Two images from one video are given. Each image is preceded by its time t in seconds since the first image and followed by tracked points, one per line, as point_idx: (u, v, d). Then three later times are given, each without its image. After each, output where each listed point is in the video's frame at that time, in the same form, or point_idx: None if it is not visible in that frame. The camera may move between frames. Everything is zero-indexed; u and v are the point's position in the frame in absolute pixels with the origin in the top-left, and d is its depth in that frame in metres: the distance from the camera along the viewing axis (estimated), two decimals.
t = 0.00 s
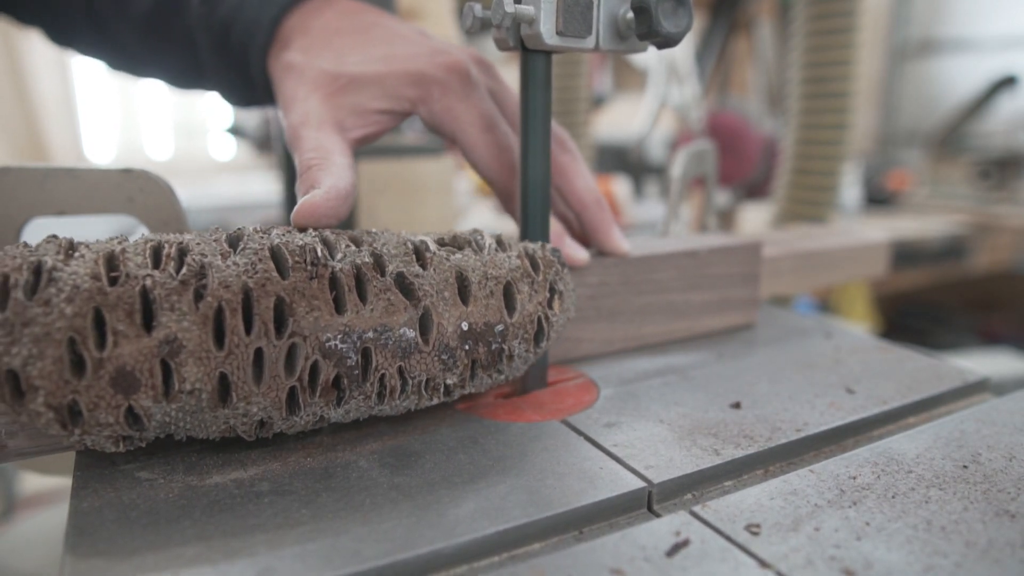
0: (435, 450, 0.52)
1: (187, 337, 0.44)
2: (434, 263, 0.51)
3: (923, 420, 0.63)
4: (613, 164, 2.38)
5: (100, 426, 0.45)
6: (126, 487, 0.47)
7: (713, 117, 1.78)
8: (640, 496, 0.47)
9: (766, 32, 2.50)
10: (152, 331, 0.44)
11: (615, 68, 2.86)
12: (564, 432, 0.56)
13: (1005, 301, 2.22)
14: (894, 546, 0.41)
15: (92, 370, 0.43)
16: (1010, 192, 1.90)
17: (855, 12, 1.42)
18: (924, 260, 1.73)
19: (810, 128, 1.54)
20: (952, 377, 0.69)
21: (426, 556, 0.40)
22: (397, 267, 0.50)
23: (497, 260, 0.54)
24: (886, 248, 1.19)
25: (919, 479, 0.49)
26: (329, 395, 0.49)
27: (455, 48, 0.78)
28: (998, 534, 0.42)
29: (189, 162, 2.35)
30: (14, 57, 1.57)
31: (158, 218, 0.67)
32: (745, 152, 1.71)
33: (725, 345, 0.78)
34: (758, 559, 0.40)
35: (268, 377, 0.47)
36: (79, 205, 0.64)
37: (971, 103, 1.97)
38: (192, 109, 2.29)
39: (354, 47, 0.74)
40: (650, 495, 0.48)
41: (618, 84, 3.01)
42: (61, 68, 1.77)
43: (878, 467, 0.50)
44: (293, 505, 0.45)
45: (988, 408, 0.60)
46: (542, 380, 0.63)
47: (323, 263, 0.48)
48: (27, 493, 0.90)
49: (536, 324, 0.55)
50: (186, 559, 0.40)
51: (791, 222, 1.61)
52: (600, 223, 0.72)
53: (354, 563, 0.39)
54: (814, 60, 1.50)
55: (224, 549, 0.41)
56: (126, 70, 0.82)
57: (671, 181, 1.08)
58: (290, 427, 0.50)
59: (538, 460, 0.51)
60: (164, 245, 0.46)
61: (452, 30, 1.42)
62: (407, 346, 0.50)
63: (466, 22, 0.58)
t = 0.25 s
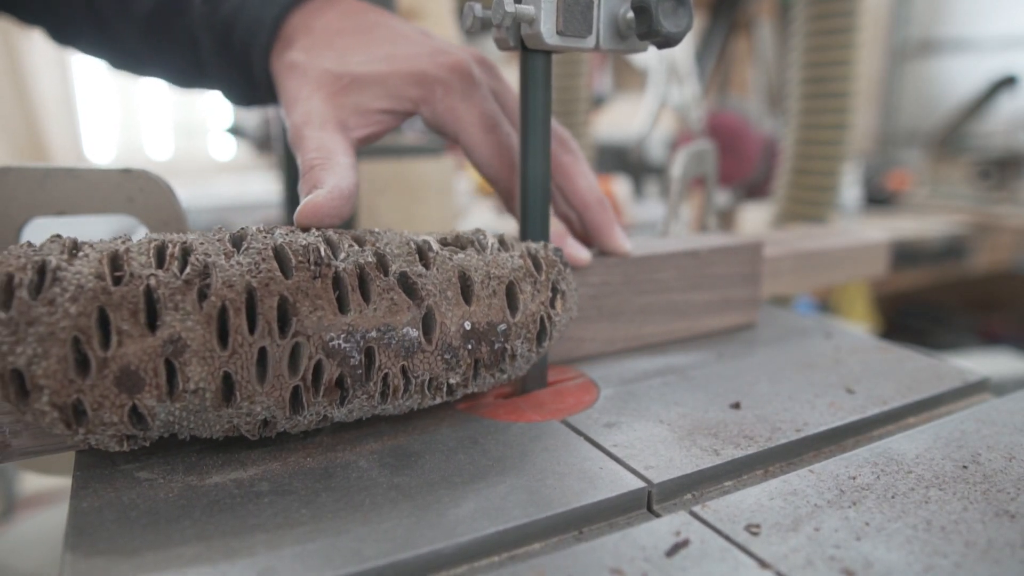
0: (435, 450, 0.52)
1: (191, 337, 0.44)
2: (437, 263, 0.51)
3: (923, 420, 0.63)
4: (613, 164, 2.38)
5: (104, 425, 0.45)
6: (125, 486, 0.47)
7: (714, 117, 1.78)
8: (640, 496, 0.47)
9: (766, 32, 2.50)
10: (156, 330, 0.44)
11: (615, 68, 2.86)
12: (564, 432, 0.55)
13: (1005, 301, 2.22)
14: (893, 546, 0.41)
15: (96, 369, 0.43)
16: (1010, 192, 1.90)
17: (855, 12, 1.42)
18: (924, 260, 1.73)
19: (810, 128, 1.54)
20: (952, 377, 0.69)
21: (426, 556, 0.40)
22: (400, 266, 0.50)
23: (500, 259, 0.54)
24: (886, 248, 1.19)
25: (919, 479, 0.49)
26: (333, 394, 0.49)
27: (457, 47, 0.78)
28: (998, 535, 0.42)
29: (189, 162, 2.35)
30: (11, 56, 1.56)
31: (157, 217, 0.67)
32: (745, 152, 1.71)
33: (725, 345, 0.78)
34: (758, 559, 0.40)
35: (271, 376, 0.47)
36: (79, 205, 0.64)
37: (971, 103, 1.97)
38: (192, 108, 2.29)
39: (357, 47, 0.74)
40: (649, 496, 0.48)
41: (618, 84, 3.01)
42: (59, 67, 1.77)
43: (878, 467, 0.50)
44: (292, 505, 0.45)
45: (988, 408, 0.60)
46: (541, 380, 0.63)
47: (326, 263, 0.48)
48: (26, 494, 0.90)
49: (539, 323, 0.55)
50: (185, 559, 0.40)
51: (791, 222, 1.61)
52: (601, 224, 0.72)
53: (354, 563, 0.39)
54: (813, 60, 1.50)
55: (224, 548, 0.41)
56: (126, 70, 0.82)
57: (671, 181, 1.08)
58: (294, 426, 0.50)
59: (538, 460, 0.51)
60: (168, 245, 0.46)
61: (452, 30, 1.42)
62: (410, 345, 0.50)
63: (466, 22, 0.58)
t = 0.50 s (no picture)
0: (435, 450, 0.52)
1: (196, 336, 0.44)
2: (440, 263, 0.52)
3: (923, 420, 0.63)
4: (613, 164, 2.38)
5: (108, 424, 0.45)
6: (126, 486, 0.47)
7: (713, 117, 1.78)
8: (640, 496, 0.47)
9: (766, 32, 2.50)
10: (160, 330, 0.44)
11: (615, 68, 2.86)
12: (564, 432, 0.56)
13: (1005, 301, 2.22)
14: (893, 546, 0.41)
15: (101, 369, 0.43)
16: (1010, 192, 1.90)
17: (855, 12, 1.42)
18: (924, 260, 1.73)
19: (810, 128, 1.54)
20: (952, 377, 0.69)
21: (426, 555, 0.40)
22: (403, 266, 0.50)
23: (502, 259, 0.54)
24: (886, 248, 1.19)
25: (920, 479, 0.49)
26: (336, 393, 0.49)
27: (460, 48, 0.78)
28: (998, 534, 0.43)
29: (189, 162, 2.36)
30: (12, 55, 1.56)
31: (157, 217, 0.67)
32: (745, 152, 1.71)
33: (725, 345, 0.78)
34: (758, 559, 0.40)
35: (275, 376, 0.47)
36: (79, 204, 0.64)
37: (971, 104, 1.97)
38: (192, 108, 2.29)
39: (360, 48, 0.74)
40: (649, 495, 0.48)
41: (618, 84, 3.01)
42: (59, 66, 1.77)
43: (878, 467, 0.50)
44: (292, 505, 0.45)
45: (988, 408, 0.60)
46: (541, 380, 0.63)
47: (330, 263, 0.48)
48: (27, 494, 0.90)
49: (541, 323, 0.56)
50: (185, 559, 0.40)
51: (792, 222, 1.61)
52: (603, 225, 0.72)
53: (354, 563, 0.39)
54: (813, 60, 1.50)
55: (224, 548, 0.41)
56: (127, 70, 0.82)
57: (672, 182, 1.08)
58: (298, 426, 0.50)
59: (538, 460, 0.51)
60: (172, 245, 0.46)
61: (452, 29, 1.43)
62: (414, 344, 0.50)
63: (467, 22, 0.58)
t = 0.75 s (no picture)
0: (435, 450, 0.52)
1: (204, 335, 0.44)
2: (446, 261, 0.52)
3: (923, 420, 0.63)
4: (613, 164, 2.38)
5: (118, 422, 0.45)
6: (128, 486, 0.47)
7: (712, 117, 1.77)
8: (640, 496, 0.47)
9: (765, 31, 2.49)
10: (169, 328, 0.44)
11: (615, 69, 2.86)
12: (564, 431, 0.56)
13: (1005, 300, 2.22)
14: (893, 546, 0.41)
15: (110, 367, 0.43)
16: (1010, 193, 1.91)
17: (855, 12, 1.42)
18: (924, 260, 1.73)
19: (810, 128, 1.54)
20: (951, 377, 0.69)
21: (426, 555, 0.40)
22: (410, 265, 0.50)
23: (509, 258, 0.54)
24: (886, 248, 1.19)
25: (920, 479, 0.49)
26: (343, 392, 0.49)
27: (465, 48, 0.79)
28: (998, 534, 0.43)
29: (189, 162, 2.36)
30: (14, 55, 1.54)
31: (156, 217, 0.67)
32: (745, 152, 1.71)
33: (725, 345, 0.78)
34: (758, 559, 0.40)
35: (283, 374, 0.47)
36: (78, 205, 0.64)
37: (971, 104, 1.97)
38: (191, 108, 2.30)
39: (365, 48, 0.74)
40: (649, 495, 0.48)
41: (618, 83, 3.01)
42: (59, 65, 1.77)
43: (878, 467, 0.50)
44: (293, 505, 0.45)
45: (987, 408, 0.60)
46: (541, 380, 0.63)
47: (337, 261, 0.48)
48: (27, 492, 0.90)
49: (547, 322, 0.56)
50: (186, 558, 0.40)
51: (792, 222, 1.61)
52: (609, 224, 0.72)
53: (354, 563, 0.39)
54: (814, 59, 1.50)
55: (224, 548, 0.41)
56: (127, 70, 0.82)
57: (672, 182, 1.08)
58: (305, 424, 0.50)
59: (538, 459, 0.51)
60: (180, 244, 0.46)
61: (451, 30, 1.43)
62: (420, 343, 0.50)
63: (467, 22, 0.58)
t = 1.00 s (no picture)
0: (435, 450, 0.52)
1: (209, 335, 0.44)
2: (450, 261, 0.52)
3: (923, 419, 0.63)
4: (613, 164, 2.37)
5: (123, 421, 0.45)
6: (127, 486, 0.47)
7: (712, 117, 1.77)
8: (641, 496, 0.47)
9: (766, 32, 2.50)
10: (174, 328, 0.44)
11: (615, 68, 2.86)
12: (564, 432, 0.55)
13: (1005, 300, 2.22)
14: (893, 546, 0.41)
15: (115, 366, 0.43)
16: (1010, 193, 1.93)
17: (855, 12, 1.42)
18: (924, 260, 1.73)
19: (810, 128, 1.54)
20: (951, 377, 0.69)
21: (426, 555, 0.40)
22: (414, 264, 0.50)
23: (512, 258, 0.54)
24: (887, 248, 1.19)
25: (920, 479, 0.49)
26: (348, 391, 0.49)
27: (469, 47, 0.78)
28: (998, 534, 0.43)
29: (189, 163, 2.36)
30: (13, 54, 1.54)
31: (157, 217, 0.66)
32: (745, 151, 1.71)
33: (725, 345, 0.78)
34: (759, 559, 0.40)
35: (288, 374, 0.47)
36: (80, 205, 0.64)
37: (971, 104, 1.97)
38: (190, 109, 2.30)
39: (369, 48, 0.74)
40: (650, 495, 0.48)
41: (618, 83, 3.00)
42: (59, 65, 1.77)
43: (878, 467, 0.50)
44: (293, 505, 0.45)
45: (987, 408, 0.60)
46: (542, 380, 0.63)
47: (342, 261, 0.48)
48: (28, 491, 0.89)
49: (550, 321, 0.56)
50: (186, 558, 0.40)
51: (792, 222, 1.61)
52: (612, 225, 0.72)
53: (354, 563, 0.39)
54: (814, 59, 1.50)
55: (223, 548, 0.41)
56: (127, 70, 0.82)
57: (672, 182, 1.08)
58: (309, 423, 0.50)
59: (539, 460, 0.51)
60: (185, 243, 0.46)
61: (451, 30, 1.43)
62: (425, 343, 0.50)
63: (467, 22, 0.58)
